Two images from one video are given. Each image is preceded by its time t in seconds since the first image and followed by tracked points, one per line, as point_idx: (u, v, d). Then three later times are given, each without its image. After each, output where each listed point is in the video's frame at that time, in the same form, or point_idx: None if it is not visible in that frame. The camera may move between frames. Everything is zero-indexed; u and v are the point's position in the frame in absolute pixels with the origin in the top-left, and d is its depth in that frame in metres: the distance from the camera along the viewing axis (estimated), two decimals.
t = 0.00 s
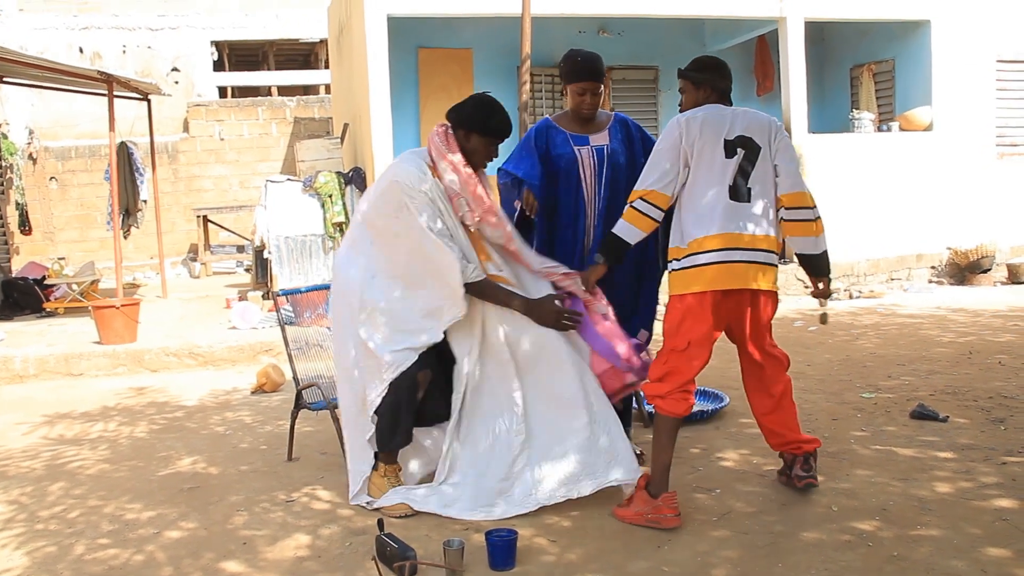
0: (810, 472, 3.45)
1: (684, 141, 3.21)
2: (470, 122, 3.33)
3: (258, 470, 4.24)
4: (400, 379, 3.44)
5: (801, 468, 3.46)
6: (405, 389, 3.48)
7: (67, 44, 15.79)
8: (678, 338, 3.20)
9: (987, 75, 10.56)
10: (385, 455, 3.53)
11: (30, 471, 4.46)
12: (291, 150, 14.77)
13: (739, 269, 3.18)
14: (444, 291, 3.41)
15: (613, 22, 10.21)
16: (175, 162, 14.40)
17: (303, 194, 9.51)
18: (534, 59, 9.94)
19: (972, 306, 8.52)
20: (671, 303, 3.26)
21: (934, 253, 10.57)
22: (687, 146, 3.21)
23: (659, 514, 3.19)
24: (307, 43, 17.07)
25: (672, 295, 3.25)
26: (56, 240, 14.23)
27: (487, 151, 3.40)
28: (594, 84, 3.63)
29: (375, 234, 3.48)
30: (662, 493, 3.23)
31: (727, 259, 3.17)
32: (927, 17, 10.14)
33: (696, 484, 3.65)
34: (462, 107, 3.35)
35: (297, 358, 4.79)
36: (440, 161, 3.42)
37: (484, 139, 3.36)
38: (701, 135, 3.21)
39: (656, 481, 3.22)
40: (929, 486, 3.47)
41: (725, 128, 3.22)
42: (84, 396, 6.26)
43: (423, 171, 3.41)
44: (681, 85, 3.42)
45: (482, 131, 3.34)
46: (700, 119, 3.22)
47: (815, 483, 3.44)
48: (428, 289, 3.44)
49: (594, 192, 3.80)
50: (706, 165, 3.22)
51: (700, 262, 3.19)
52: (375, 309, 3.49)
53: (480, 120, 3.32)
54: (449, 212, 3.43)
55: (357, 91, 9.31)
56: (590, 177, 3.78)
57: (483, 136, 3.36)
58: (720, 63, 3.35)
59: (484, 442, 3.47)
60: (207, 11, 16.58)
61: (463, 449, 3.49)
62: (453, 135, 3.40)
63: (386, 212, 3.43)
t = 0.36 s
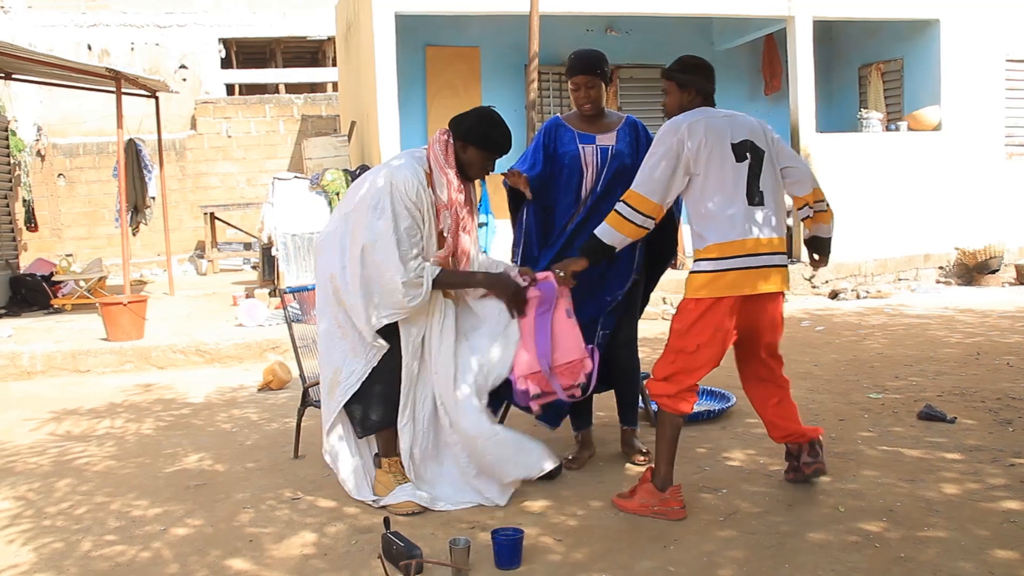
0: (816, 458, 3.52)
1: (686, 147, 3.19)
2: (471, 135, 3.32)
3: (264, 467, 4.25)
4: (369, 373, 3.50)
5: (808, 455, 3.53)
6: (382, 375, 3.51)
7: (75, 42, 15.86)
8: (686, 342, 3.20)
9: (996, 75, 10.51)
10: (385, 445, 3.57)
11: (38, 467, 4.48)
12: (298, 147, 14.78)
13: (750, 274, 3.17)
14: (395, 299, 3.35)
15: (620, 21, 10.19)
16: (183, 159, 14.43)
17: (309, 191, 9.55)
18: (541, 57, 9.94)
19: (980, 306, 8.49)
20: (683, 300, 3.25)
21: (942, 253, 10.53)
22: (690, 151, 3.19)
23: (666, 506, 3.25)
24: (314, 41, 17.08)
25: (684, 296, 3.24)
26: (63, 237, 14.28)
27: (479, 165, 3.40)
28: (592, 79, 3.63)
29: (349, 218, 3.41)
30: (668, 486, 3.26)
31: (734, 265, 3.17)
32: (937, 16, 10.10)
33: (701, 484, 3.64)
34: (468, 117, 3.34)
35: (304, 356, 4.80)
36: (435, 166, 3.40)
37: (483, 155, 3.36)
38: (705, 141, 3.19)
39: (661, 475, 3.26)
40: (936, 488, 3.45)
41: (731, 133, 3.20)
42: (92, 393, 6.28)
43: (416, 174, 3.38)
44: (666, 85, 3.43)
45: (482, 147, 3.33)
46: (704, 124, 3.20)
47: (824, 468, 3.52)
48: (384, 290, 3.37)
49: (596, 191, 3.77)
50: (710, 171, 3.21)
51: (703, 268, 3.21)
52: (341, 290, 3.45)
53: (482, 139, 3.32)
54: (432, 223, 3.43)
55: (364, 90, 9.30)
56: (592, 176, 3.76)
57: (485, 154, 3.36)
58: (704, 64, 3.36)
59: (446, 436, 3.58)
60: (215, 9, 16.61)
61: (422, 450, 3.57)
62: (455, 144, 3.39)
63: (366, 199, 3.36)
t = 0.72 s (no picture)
0: (792, 472, 3.57)
1: (699, 146, 3.20)
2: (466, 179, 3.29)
3: (257, 470, 4.24)
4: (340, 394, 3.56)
5: (784, 470, 3.58)
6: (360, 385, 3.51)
7: (69, 42, 15.83)
8: (696, 343, 3.20)
9: (989, 80, 10.55)
10: (372, 448, 3.59)
11: (29, 469, 4.46)
12: (292, 149, 14.77)
13: (750, 277, 3.22)
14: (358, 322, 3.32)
15: (615, 25, 10.20)
16: (177, 161, 14.39)
17: (304, 193, 9.53)
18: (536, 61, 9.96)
19: (972, 311, 8.52)
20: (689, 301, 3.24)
21: (935, 257, 10.57)
22: (703, 151, 3.20)
23: (671, 505, 3.30)
24: (309, 43, 17.06)
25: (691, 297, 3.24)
26: (56, 238, 14.24)
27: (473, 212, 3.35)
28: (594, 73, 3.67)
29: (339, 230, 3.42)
30: (671, 486, 3.31)
31: (736, 267, 3.20)
32: (930, 22, 10.14)
33: (695, 488, 3.65)
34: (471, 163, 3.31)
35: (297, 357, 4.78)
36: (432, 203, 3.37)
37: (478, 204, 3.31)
38: (715, 141, 3.19)
39: (664, 474, 3.29)
40: (929, 492, 3.46)
41: (736, 133, 3.23)
42: (85, 395, 6.25)
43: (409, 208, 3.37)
44: (653, 90, 3.42)
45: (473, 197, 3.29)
46: (711, 123, 3.21)
47: (798, 483, 3.57)
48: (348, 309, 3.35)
49: (579, 196, 3.78)
50: (723, 171, 3.21)
51: (699, 271, 3.24)
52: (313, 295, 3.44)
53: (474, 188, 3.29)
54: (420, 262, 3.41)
55: (359, 92, 9.29)
56: (574, 182, 3.77)
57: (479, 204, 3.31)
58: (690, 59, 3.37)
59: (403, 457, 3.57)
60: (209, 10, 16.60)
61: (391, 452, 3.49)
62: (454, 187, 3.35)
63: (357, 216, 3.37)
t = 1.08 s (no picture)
0: (797, 472, 3.57)
1: (704, 139, 3.16)
2: (458, 196, 3.22)
3: (263, 469, 4.25)
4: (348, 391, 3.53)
5: (790, 470, 3.58)
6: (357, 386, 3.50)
7: (74, 43, 15.88)
8: (691, 344, 3.20)
9: (994, 80, 10.53)
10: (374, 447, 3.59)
11: (36, 468, 4.47)
12: (297, 149, 14.77)
13: (742, 277, 3.21)
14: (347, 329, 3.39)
15: (619, 25, 10.20)
16: (182, 161, 14.41)
17: (308, 194, 9.53)
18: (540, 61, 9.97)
19: (978, 311, 8.50)
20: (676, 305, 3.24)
21: (940, 258, 10.55)
22: (707, 145, 3.16)
23: (692, 505, 3.30)
24: (314, 44, 17.07)
25: (679, 299, 3.23)
26: (61, 238, 14.27)
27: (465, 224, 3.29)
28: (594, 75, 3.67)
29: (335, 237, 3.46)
30: (691, 486, 3.31)
31: (733, 268, 3.19)
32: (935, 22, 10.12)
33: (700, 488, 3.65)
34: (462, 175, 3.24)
35: (302, 357, 4.78)
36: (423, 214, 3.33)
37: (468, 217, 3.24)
38: (719, 136, 3.18)
39: (681, 473, 3.30)
40: (934, 492, 3.46)
41: (737, 130, 3.23)
42: (91, 394, 6.27)
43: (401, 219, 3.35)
44: (652, 75, 3.39)
45: (466, 210, 3.22)
46: (715, 117, 3.19)
47: (804, 483, 3.56)
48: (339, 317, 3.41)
49: (579, 197, 3.77)
50: (723, 167, 3.20)
51: (705, 270, 3.18)
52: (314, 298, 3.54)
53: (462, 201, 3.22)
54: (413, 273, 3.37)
55: (363, 93, 9.29)
56: (573, 183, 3.76)
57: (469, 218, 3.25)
58: (688, 44, 3.31)
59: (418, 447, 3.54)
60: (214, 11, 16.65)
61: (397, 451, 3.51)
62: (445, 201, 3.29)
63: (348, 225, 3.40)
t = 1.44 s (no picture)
0: (786, 483, 3.43)
1: (714, 133, 3.13)
2: (459, 240, 3.19)
3: (264, 468, 4.25)
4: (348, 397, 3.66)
5: (779, 480, 3.44)
6: (366, 394, 3.61)
7: (74, 43, 15.89)
8: (691, 342, 3.19)
9: (995, 76, 10.51)
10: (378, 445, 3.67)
11: (37, 468, 4.48)
12: (298, 148, 14.77)
13: (739, 275, 3.20)
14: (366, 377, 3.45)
15: (619, 23, 10.19)
16: (182, 160, 14.42)
17: (309, 193, 9.53)
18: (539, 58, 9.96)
19: (979, 308, 8.49)
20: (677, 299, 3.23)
21: (941, 254, 10.52)
22: (717, 139, 3.13)
23: (693, 501, 3.31)
24: (314, 42, 17.06)
25: (676, 296, 3.23)
26: (62, 238, 14.29)
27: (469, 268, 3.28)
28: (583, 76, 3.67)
29: (343, 279, 3.47)
30: (692, 483, 3.32)
31: (733, 264, 3.18)
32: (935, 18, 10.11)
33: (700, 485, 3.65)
34: (459, 218, 3.22)
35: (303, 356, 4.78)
36: (428, 259, 3.31)
37: (467, 260, 3.22)
38: (729, 130, 3.15)
39: (682, 472, 3.30)
40: (934, 489, 3.46)
41: (746, 126, 3.20)
42: (92, 394, 6.28)
43: (410, 267, 3.34)
44: (659, 66, 3.29)
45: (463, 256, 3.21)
46: (727, 109, 3.15)
47: (792, 494, 3.43)
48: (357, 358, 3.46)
49: (579, 197, 3.76)
50: (730, 163, 3.18)
51: (708, 267, 3.17)
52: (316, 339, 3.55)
53: (462, 246, 3.19)
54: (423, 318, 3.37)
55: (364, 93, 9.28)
56: (573, 183, 3.75)
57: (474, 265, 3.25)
58: (694, 32, 3.22)
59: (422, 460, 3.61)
60: (215, 10, 16.66)
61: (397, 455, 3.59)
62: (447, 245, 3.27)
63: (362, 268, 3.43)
